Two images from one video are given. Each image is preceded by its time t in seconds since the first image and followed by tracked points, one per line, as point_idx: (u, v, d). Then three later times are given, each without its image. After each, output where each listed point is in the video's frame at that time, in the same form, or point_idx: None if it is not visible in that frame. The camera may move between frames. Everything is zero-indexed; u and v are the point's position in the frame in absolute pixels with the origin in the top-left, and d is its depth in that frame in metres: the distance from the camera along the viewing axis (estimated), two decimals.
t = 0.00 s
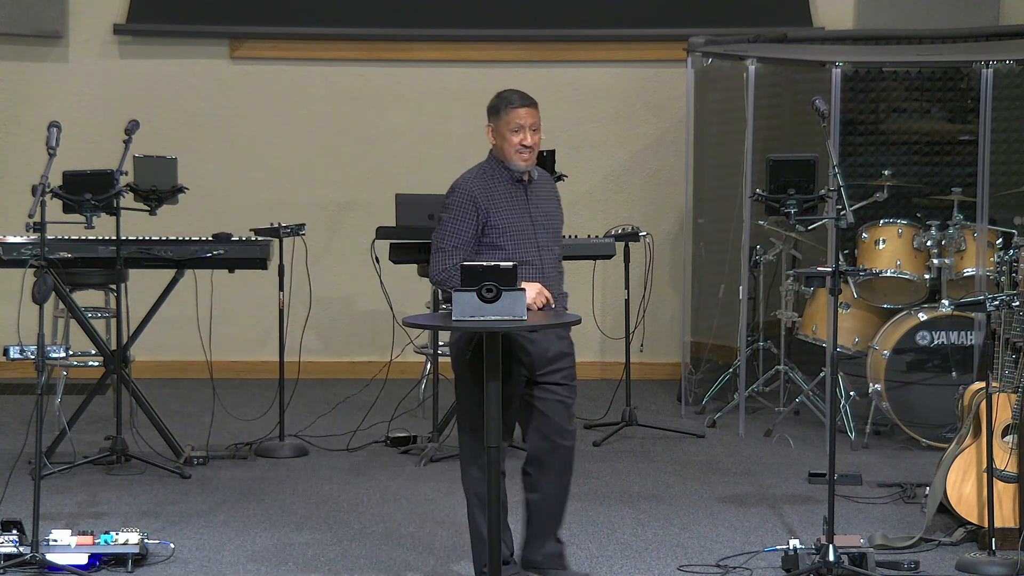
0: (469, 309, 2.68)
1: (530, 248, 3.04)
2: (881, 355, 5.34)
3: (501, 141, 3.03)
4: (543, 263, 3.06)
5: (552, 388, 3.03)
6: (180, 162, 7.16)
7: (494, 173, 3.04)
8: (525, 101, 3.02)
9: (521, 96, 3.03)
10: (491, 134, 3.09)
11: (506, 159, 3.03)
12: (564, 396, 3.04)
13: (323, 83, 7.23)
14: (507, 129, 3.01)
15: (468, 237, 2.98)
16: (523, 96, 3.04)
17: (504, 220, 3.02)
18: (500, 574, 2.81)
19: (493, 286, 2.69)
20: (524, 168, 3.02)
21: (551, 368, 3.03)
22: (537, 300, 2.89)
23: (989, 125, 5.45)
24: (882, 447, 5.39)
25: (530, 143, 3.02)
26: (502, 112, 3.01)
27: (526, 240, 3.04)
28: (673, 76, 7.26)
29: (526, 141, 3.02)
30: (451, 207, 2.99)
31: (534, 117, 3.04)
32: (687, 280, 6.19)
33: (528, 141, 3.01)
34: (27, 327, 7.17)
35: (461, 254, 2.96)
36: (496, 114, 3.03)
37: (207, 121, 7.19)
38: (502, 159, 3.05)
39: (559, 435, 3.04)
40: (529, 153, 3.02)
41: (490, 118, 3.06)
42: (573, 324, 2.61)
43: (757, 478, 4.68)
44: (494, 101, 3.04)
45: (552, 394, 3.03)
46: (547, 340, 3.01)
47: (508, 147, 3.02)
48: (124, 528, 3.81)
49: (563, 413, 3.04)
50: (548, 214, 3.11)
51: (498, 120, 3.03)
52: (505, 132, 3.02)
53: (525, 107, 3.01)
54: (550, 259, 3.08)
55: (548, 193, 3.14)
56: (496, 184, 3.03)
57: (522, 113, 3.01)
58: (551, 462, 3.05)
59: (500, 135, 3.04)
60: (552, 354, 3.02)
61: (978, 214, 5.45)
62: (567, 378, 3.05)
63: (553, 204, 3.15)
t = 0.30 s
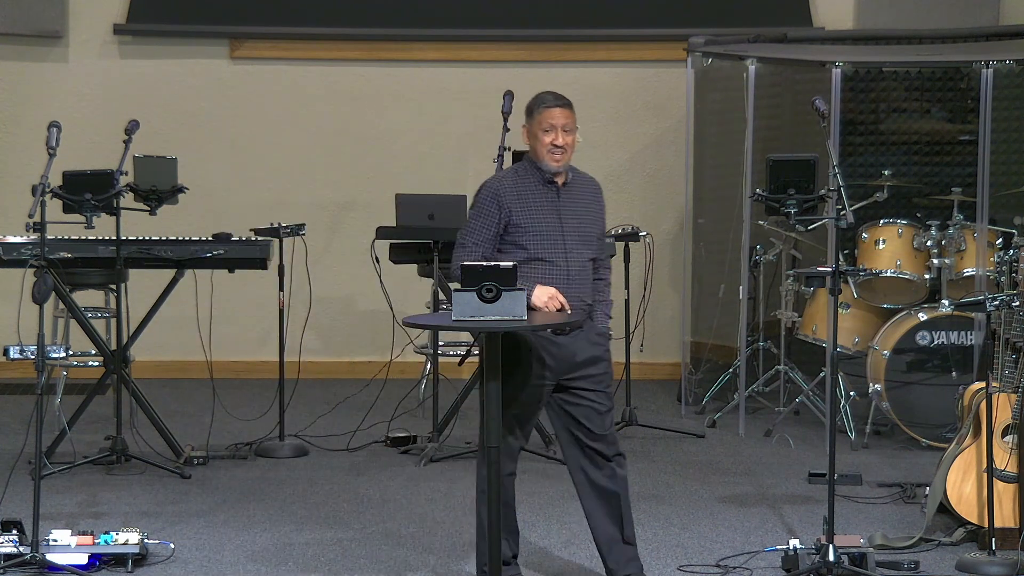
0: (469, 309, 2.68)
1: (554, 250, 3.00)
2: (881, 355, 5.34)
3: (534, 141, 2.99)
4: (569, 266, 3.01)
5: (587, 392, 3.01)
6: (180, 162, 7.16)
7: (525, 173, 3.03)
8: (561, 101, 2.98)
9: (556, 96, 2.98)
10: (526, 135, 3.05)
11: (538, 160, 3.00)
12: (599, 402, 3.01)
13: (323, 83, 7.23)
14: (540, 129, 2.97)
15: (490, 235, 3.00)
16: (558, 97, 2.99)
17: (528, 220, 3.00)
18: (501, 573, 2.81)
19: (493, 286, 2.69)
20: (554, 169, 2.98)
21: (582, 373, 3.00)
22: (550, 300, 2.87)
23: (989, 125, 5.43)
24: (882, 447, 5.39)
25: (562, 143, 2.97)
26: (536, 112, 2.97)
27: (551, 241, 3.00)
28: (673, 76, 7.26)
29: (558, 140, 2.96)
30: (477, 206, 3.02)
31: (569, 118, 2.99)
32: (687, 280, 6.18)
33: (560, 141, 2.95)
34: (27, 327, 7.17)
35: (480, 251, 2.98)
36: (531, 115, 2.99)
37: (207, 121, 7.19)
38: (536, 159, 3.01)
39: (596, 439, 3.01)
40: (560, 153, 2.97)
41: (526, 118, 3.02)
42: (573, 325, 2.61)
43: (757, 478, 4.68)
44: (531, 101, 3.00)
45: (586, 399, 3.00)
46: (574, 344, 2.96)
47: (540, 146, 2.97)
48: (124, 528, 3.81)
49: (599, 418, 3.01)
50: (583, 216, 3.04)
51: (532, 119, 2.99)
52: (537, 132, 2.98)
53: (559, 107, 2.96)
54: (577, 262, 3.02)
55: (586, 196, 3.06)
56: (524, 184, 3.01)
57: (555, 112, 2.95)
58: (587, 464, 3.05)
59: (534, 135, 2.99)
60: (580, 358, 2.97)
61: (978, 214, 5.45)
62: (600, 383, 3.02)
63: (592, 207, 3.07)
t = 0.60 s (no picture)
0: (468, 309, 2.68)
1: (602, 247, 2.95)
2: (881, 355, 5.35)
3: (584, 138, 2.97)
4: (616, 264, 2.95)
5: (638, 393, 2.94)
6: (180, 162, 7.16)
7: (575, 170, 3.00)
8: (611, 97, 2.94)
9: (606, 93, 2.95)
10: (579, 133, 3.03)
11: (588, 157, 2.97)
12: (649, 404, 2.94)
13: (323, 82, 7.23)
14: (590, 127, 2.93)
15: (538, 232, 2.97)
16: (608, 93, 2.95)
17: (577, 216, 2.96)
18: None
19: (493, 286, 2.70)
20: (603, 166, 2.94)
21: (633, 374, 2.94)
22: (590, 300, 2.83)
23: (989, 125, 5.41)
24: (882, 447, 5.39)
25: (611, 140, 2.92)
26: (586, 110, 2.94)
27: (599, 239, 2.95)
28: (673, 76, 7.27)
29: (607, 137, 2.92)
30: (526, 203, 3.00)
31: (619, 113, 2.94)
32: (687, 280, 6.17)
33: (609, 139, 2.92)
34: (27, 327, 7.17)
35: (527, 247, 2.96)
36: (580, 113, 2.97)
37: (207, 121, 7.19)
38: (587, 157, 2.98)
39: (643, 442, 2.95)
40: (610, 151, 2.93)
41: (577, 117, 3.00)
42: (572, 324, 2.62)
43: (757, 478, 4.68)
44: (582, 101, 2.98)
45: (638, 401, 2.94)
46: (623, 342, 2.92)
47: (589, 144, 2.94)
48: (124, 528, 3.81)
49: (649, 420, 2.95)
50: (634, 214, 2.99)
51: (583, 118, 2.96)
52: (586, 129, 2.95)
53: (607, 103, 2.92)
54: (626, 260, 2.96)
55: (638, 194, 3.02)
56: (573, 181, 2.98)
57: (605, 110, 2.91)
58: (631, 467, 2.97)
59: (584, 133, 2.97)
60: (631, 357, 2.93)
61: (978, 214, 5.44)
62: (652, 385, 2.95)
63: (644, 205, 3.02)
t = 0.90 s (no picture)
0: (469, 309, 2.69)
1: (636, 243, 2.89)
2: (881, 355, 5.35)
3: (619, 137, 2.94)
4: (650, 260, 2.89)
5: (669, 391, 2.92)
6: (180, 162, 7.16)
7: (611, 169, 2.96)
8: (647, 97, 2.92)
9: (643, 92, 2.93)
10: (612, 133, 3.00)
11: (624, 156, 2.93)
12: (676, 403, 2.93)
13: (323, 82, 7.23)
14: (626, 125, 2.91)
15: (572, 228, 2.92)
16: (643, 92, 2.94)
17: (611, 212, 2.90)
18: (500, 575, 2.82)
19: (493, 286, 2.71)
20: (641, 164, 2.90)
21: (669, 371, 2.91)
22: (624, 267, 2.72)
23: (988, 123, 5.43)
24: (882, 447, 5.39)
25: (648, 138, 2.90)
26: (620, 108, 2.92)
27: (633, 235, 2.90)
28: (673, 76, 7.26)
29: (644, 135, 2.90)
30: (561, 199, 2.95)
31: (654, 113, 2.92)
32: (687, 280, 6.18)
33: (646, 137, 2.89)
34: (28, 327, 7.17)
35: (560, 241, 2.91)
36: (615, 112, 2.95)
37: (208, 121, 7.19)
38: (622, 156, 2.96)
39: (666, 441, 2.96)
40: (646, 149, 2.90)
41: (611, 117, 2.98)
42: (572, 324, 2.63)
43: (757, 478, 4.68)
44: (615, 100, 2.97)
45: (665, 398, 2.93)
46: (657, 341, 2.89)
47: (626, 143, 2.91)
48: (124, 528, 3.81)
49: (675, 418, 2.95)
50: (667, 211, 2.94)
51: (618, 117, 2.94)
52: (623, 128, 2.92)
53: (644, 101, 2.90)
54: (661, 256, 2.90)
55: (672, 192, 2.98)
56: (607, 178, 2.94)
57: (640, 107, 2.89)
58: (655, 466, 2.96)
59: (620, 132, 2.94)
60: (663, 356, 2.89)
61: (978, 213, 5.43)
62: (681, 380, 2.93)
63: (678, 203, 2.97)
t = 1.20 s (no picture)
0: (469, 309, 2.69)
1: (660, 248, 2.82)
2: (881, 355, 5.35)
3: (645, 146, 2.85)
4: (674, 266, 2.83)
5: (689, 395, 2.89)
6: (180, 162, 7.16)
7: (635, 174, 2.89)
8: (671, 103, 2.83)
9: (666, 98, 2.84)
10: (635, 139, 2.91)
11: (651, 164, 2.86)
12: (694, 408, 2.91)
13: (323, 82, 7.23)
14: (652, 133, 2.83)
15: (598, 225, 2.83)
16: (667, 98, 2.84)
17: (637, 216, 2.83)
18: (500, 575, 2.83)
19: (493, 286, 2.71)
20: (669, 173, 2.83)
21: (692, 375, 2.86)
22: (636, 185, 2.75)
23: (989, 123, 5.41)
24: (882, 447, 5.39)
25: (677, 146, 2.82)
26: (645, 116, 2.83)
27: (658, 240, 2.83)
28: (673, 75, 7.26)
29: (672, 144, 2.82)
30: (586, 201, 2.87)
31: (679, 119, 2.84)
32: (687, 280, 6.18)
33: (674, 147, 2.81)
34: (28, 327, 7.17)
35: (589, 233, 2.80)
36: (639, 120, 2.85)
37: (207, 121, 7.19)
38: (648, 161, 2.88)
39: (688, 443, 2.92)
40: (674, 158, 2.82)
41: (634, 123, 2.88)
42: (572, 325, 2.64)
43: (758, 478, 4.68)
44: (638, 105, 2.87)
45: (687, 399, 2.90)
46: (681, 345, 2.85)
47: (654, 152, 2.83)
48: (124, 528, 3.81)
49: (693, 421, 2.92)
50: (691, 216, 2.88)
51: (642, 125, 2.85)
52: (649, 136, 2.83)
53: (669, 109, 2.81)
54: (684, 262, 2.84)
55: (695, 196, 2.92)
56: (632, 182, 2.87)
57: (667, 116, 2.81)
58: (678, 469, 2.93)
59: (646, 140, 2.85)
60: (686, 361, 2.85)
61: (978, 214, 5.42)
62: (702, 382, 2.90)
63: (700, 207, 2.91)
